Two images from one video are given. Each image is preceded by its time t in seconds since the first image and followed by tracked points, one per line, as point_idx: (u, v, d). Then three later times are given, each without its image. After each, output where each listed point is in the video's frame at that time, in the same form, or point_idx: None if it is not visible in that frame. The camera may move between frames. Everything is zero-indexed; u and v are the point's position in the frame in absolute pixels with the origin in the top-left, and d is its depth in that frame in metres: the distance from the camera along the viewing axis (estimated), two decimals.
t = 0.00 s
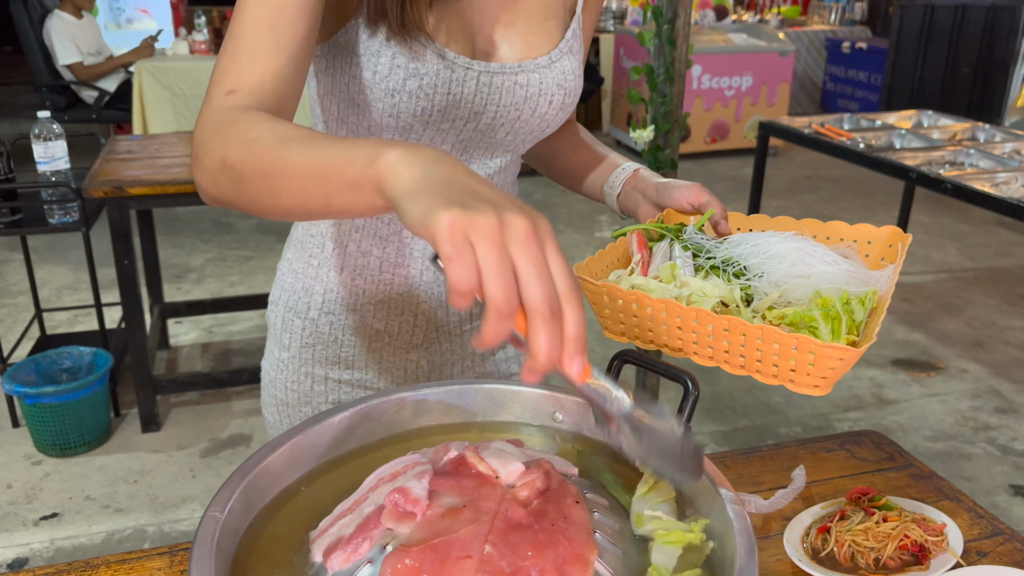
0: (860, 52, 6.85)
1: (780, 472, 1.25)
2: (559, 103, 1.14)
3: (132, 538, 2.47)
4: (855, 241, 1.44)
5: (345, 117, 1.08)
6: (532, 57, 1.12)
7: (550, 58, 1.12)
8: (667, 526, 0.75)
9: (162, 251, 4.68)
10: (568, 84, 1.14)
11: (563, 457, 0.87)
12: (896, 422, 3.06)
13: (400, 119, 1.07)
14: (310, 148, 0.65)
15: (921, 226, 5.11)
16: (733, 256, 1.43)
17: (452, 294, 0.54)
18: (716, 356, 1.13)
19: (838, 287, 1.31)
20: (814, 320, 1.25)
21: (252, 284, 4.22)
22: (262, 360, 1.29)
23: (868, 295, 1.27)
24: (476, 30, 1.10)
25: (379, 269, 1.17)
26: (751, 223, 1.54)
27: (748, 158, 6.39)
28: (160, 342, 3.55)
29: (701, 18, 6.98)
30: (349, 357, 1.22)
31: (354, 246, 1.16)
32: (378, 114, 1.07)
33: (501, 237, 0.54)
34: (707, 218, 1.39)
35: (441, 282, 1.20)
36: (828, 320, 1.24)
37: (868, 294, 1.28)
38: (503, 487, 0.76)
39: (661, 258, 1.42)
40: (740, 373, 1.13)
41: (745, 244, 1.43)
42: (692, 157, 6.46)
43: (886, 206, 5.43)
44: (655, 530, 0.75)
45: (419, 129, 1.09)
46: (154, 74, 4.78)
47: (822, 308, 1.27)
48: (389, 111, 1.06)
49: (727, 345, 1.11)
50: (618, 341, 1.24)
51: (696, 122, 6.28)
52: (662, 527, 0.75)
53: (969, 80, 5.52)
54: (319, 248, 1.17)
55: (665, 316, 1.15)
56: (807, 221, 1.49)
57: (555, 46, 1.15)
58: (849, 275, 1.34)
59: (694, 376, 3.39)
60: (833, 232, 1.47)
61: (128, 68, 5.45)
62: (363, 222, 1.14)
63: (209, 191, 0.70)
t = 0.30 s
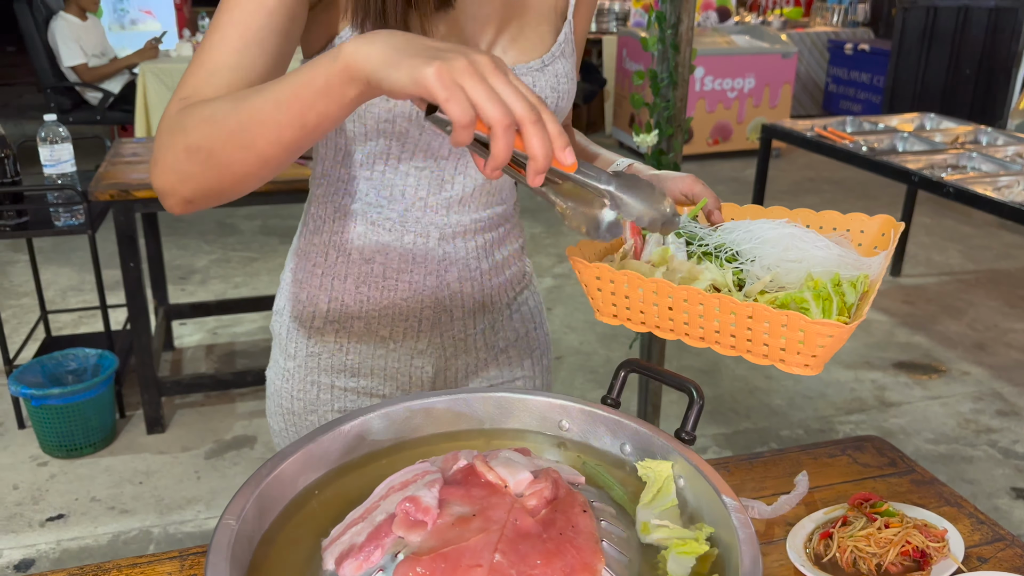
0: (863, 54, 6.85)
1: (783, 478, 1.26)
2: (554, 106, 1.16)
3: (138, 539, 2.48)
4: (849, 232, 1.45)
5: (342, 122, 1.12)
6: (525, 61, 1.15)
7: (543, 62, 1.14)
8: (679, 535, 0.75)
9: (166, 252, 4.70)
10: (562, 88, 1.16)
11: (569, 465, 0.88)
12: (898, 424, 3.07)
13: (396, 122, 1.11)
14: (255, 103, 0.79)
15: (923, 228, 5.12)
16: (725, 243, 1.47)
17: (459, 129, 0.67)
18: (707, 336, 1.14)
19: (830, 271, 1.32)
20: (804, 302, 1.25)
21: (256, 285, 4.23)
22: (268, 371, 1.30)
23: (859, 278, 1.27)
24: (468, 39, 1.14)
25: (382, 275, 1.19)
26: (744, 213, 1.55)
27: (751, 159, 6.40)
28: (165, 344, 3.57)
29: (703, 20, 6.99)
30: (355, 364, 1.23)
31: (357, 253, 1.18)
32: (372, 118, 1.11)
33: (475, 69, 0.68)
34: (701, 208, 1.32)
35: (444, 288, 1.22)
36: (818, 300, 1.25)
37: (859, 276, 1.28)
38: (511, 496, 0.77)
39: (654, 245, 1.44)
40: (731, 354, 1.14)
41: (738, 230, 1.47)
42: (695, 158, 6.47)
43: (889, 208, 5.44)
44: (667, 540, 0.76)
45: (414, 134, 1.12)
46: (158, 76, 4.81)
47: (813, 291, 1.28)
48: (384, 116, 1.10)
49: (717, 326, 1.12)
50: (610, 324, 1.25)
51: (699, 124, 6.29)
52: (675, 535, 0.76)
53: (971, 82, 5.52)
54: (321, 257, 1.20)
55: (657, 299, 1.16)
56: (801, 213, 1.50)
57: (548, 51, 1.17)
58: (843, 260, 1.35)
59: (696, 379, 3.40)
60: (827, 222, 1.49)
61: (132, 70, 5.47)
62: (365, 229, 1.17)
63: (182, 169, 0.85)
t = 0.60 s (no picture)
0: (865, 57, 6.87)
1: (785, 486, 1.29)
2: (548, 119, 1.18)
3: (145, 542, 2.51)
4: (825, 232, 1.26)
5: (339, 129, 1.14)
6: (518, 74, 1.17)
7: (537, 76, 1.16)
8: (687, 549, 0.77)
9: (172, 255, 4.72)
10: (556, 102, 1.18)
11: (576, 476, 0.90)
12: (899, 428, 3.09)
13: (387, 131, 1.12)
14: (337, 30, 0.78)
15: (925, 231, 5.14)
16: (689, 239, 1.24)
17: (569, 104, 0.76)
18: (645, 326, 0.98)
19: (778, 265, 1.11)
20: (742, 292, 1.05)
21: (260, 288, 4.25)
22: (268, 379, 1.32)
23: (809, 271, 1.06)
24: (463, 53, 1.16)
25: (377, 284, 1.21)
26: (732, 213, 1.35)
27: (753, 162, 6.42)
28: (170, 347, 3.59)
29: (706, 23, 7.01)
30: (350, 371, 1.24)
31: (353, 262, 1.20)
32: (367, 123, 1.12)
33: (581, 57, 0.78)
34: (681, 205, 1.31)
35: (438, 297, 1.24)
36: (756, 290, 1.10)
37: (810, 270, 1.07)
38: (522, 509, 0.79)
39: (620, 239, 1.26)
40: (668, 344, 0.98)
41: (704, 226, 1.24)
42: (697, 161, 6.50)
43: (891, 211, 5.46)
44: (673, 554, 0.78)
45: (407, 143, 1.13)
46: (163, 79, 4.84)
47: (752, 283, 1.12)
48: (377, 125, 1.12)
49: (651, 314, 0.97)
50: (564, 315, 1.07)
51: (701, 127, 6.31)
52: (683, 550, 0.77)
53: (973, 85, 5.54)
54: (318, 265, 1.22)
55: (595, 287, 1.00)
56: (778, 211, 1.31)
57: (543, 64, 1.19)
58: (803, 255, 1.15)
59: (698, 382, 3.42)
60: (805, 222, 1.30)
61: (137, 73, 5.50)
62: (359, 238, 1.19)
63: (202, 66, 0.78)
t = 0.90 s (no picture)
0: (868, 59, 6.88)
1: (789, 489, 1.30)
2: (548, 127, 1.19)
3: (152, 543, 2.52)
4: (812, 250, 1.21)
5: (344, 138, 1.16)
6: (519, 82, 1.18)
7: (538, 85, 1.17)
8: (697, 553, 0.79)
9: (176, 256, 4.74)
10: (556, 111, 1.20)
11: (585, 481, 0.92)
12: (901, 431, 3.10)
13: (394, 138, 1.14)
14: (333, 51, 0.79)
15: (928, 234, 5.15)
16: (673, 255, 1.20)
17: (549, 131, 0.77)
18: (622, 343, 0.96)
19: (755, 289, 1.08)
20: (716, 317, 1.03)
21: (265, 290, 4.27)
22: (274, 386, 1.33)
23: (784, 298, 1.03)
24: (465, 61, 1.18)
25: (383, 291, 1.23)
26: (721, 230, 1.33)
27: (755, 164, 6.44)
28: (175, 348, 3.61)
29: (709, 25, 7.02)
30: (357, 377, 1.25)
31: (359, 269, 1.22)
32: (374, 130, 1.14)
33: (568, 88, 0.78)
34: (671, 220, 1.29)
35: (443, 303, 1.25)
36: (729, 316, 1.02)
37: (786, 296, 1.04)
38: (533, 514, 0.81)
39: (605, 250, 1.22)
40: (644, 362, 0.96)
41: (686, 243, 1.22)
42: (700, 163, 6.51)
43: (893, 214, 5.47)
44: (681, 558, 0.79)
45: (413, 150, 1.16)
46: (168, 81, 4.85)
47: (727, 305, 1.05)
48: (384, 132, 1.14)
49: (627, 332, 0.95)
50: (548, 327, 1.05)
51: (704, 129, 6.32)
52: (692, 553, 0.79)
53: (976, 88, 5.55)
54: (324, 273, 1.24)
55: (574, 302, 0.98)
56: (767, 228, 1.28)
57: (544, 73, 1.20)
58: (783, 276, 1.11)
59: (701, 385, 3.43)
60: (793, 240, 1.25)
61: (142, 75, 5.52)
62: (366, 245, 1.21)
63: (202, 84, 0.80)
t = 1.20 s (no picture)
0: (871, 62, 6.90)
1: (790, 494, 1.33)
2: (548, 140, 1.20)
3: (160, 544, 2.55)
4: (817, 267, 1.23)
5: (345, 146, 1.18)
6: (522, 95, 1.20)
7: (538, 98, 1.18)
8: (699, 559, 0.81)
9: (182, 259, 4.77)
10: (557, 123, 1.20)
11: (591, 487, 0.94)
12: (903, 435, 3.12)
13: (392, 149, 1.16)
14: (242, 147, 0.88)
15: (930, 237, 5.17)
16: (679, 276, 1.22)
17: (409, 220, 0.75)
18: (630, 364, 0.99)
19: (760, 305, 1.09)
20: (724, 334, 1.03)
21: (270, 292, 4.29)
22: (280, 387, 1.35)
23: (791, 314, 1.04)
24: (468, 72, 1.20)
25: (385, 296, 1.24)
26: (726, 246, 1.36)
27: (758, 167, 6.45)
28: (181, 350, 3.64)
29: (712, 28, 7.04)
30: (360, 380, 1.27)
31: (363, 273, 1.24)
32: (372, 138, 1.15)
33: (424, 164, 0.75)
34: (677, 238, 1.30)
35: (445, 309, 1.27)
36: (737, 333, 1.02)
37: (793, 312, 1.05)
38: (541, 520, 0.83)
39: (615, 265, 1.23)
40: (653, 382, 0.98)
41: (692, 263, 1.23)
42: (703, 166, 6.52)
43: (896, 217, 5.49)
44: (683, 563, 0.82)
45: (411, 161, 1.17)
46: (174, 84, 4.88)
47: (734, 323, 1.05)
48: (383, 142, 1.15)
49: (635, 352, 0.97)
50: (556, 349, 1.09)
51: (707, 132, 6.34)
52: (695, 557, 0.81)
53: (978, 91, 5.58)
54: (329, 277, 1.26)
55: (582, 324, 1.01)
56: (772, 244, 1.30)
57: (546, 87, 1.21)
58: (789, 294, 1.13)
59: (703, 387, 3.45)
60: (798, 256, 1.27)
61: (148, 78, 5.55)
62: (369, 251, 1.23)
63: (176, 184, 0.95)
